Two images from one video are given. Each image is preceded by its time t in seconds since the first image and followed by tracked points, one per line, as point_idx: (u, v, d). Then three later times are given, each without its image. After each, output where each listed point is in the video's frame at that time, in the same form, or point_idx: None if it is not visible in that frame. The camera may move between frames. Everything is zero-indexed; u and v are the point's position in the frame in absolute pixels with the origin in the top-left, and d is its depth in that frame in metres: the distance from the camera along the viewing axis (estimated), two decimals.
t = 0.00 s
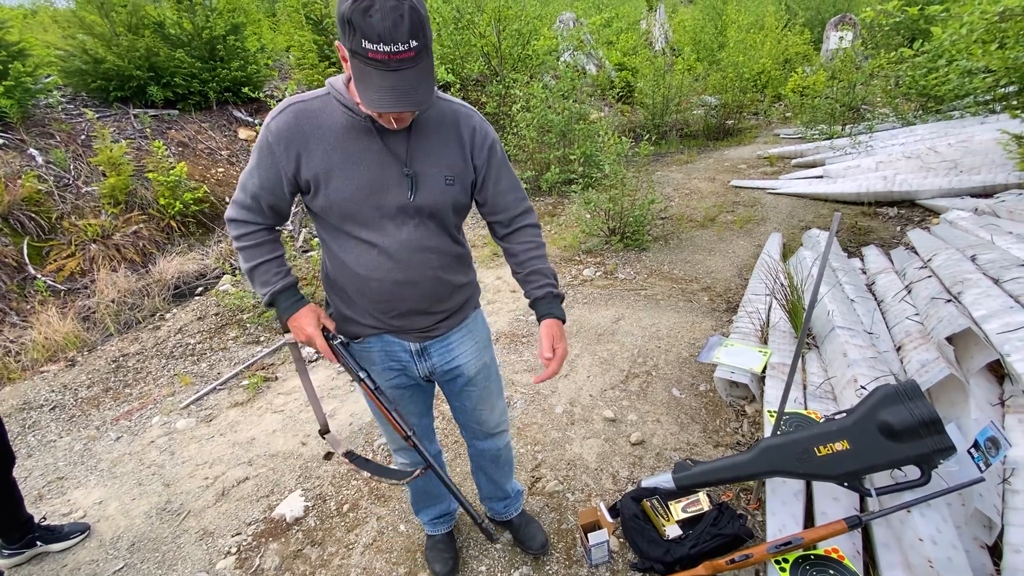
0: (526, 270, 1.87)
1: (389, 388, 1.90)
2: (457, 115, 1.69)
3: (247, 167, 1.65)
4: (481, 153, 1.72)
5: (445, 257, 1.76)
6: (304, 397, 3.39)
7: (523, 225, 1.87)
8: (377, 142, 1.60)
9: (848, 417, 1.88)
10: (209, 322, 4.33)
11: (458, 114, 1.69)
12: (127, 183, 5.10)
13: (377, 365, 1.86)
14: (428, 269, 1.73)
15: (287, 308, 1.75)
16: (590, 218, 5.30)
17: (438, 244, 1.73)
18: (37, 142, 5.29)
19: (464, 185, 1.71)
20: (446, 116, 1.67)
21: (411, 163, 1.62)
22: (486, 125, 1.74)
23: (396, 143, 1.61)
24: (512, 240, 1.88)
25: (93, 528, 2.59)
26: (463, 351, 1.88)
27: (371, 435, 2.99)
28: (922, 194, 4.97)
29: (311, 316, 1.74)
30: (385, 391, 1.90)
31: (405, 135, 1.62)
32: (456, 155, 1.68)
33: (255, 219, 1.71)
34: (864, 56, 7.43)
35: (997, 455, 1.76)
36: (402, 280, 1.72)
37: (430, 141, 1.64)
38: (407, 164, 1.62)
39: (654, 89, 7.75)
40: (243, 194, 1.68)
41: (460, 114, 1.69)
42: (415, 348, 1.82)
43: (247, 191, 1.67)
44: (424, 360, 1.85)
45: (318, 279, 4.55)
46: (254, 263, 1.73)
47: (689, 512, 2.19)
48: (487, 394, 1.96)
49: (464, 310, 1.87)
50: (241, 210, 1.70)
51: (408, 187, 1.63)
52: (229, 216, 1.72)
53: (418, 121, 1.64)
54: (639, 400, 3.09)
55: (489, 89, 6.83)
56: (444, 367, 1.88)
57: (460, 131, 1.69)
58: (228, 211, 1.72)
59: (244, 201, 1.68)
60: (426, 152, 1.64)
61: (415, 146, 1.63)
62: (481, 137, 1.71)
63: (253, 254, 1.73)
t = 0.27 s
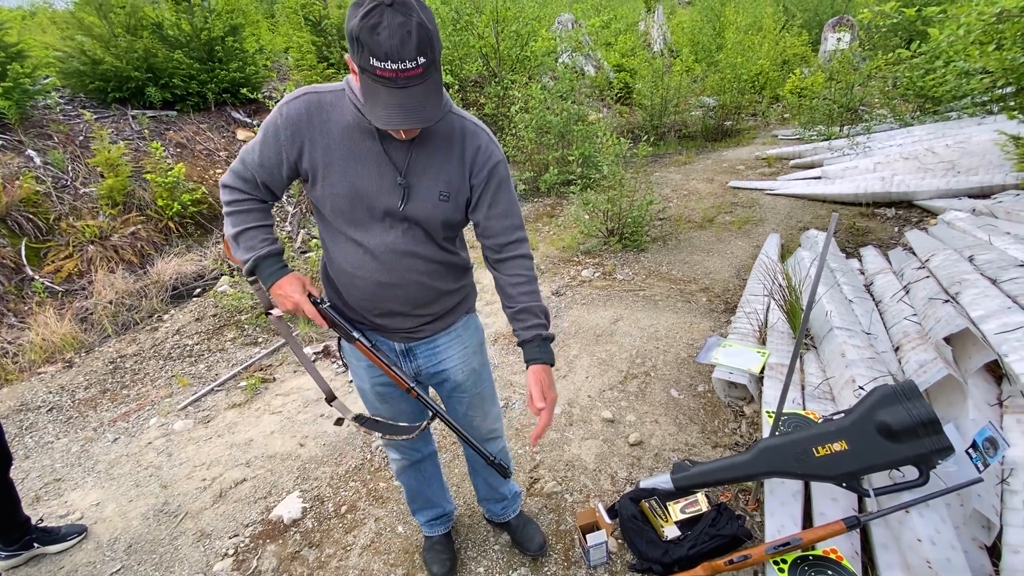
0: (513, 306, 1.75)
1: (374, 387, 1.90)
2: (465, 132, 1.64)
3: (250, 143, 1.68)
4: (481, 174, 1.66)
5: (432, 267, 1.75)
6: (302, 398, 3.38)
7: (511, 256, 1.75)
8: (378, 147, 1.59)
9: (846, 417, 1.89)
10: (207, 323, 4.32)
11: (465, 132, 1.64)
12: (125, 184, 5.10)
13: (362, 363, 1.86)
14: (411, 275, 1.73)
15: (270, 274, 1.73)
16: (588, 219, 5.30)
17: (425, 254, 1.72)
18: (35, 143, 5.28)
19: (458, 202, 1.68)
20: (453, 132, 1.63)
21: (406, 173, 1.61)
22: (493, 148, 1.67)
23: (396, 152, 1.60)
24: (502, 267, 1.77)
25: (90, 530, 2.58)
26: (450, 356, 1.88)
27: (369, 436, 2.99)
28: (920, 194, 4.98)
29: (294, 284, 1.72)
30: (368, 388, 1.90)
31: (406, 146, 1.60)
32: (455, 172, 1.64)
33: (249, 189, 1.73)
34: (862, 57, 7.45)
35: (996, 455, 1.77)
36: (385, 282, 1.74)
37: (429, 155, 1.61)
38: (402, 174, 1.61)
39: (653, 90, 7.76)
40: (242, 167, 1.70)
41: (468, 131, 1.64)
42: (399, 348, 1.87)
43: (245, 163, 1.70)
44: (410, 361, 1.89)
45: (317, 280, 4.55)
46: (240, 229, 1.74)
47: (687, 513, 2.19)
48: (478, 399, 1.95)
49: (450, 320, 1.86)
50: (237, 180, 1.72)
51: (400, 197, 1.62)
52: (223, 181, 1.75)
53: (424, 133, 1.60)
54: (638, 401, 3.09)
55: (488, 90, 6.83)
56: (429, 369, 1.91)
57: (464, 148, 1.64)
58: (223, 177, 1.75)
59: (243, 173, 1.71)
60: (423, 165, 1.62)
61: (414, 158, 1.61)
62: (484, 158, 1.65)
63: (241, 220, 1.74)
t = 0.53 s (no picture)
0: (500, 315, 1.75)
1: (372, 382, 1.90)
2: (472, 139, 1.63)
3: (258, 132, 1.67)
4: (485, 181, 1.65)
5: (432, 269, 1.75)
6: (302, 396, 3.38)
7: (508, 267, 1.74)
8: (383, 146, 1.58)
9: (846, 416, 1.89)
10: (207, 321, 4.32)
11: (473, 139, 1.63)
12: (124, 181, 5.09)
13: (361, 357, 1.86)
14: (410, 276, 1.73)
15: (277, 264, 1.73)
16: (588, 217, 5.29)
17: (425, 256, 1.72)
18: (33, 141, 5.26)
19: (460, 207, 1.67)
20: (462, 138, 1.62)
21: (410, 175, 1.61)
22: (500, 158, 1.66)
23: (402, 155, 1.59)
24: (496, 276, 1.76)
25: (89, 528, 2.58)
26: (447, 354, 1.88)
27: (368, 434, 2.98)
28: (920, 193, 4.97)
29: (301, 273, 1.73)
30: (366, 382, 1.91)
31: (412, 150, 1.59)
32: (459, 176, 1.63)
33: (253, 179, 1.71)
34: (862, 55, 7.45)
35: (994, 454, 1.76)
36: (385, 280, 1.74)
37: (434, 160, 1.61)
38: (407, 177, 1.60)
39: (653, 88, 7.75)
40: (246, 157, 1.68)
41: (476, 138, 1.63)
42: (397, 345, 1.87)
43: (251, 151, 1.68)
44: (407, 358, 1.89)
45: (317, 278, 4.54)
46: (246, 218, 1.73)
47: (687, 511, 2.18)
48: (476, 399, 1.95)
49: (448, 321, 1.86)
50: (241, 170, 1.70)
51: (402, 198, 1.62)
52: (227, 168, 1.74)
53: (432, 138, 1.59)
54: (637, 399, 3.09)
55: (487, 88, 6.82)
56: (426, 367, 1.91)
57: (470, 154, 1.63)
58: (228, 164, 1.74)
59: (247, 163, 1.69)
60: (429, 169, 1.61)
61: (420, 162, 1.60)
62: (490, 167, 1.64)
63: (247, 209, 1.72)
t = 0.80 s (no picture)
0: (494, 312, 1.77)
1: (380, 376, 1.88)
2: (479, 129, 1.62)
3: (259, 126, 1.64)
4: (491, 173, 1.65)
5: (442, 262, 1.75)
6: (303, 392, 3.38)
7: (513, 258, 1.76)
8: (391, 140, 1.57)
9: (849, 413, 1.88)
10: (208, 316, 4.32)
11: (479, 130, 1.62)
12: (125, 177, 5.08)
13: (370, 352, 1.84)
14: (420, 269, 1.73)
15: (299, 249, 1.73)
16: (589, 214, 5.28)
17: (435, 249, 1.72)
18: (34, 136, 5.26)
19: (468, 201, 1.67)
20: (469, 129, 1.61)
21: (419, 170, 1.60)
22: (506, 149, 1.66)
23: (411, 149, 1.58)
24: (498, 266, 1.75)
25: (91, 523, 2.58)
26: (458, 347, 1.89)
27: (369, 429, 2.98)
28: (923, 190, 4.96)
29: (323, 258, 1.72)
30: (374, 377, 1.89)
31: (420, 144, 1.58)
32: (467, 170, 1.63)
33: (256, 170, 1.69)
34: (865, 52, 7.42)
35: (999, 451, 1.75)
36: (396, 275, 1.74)
37: (442, 153, 1.60)
38: (416, 171, 1.60)
39: (655, 84, 7.73)
40: (248, 150, 1.67)
41: (482, 129, 1.63)
42: (407, 338, 1.86)
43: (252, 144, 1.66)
44: (415, 351, 1.89)
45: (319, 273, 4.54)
46: (257, 209, 1.72)
47: (689, 508, 2.18)
48: (485, 389, 1.95)
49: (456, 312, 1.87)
50: (243, 163, 1.69)
51: (411, 192, 1.61)
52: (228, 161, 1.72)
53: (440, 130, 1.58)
54: (639, 395, 3.09)
55: (489, 84, 6.80)
56: (437, 359, 1.92)
57: (477, 145, 1.62)
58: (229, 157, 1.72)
59: (250, 157, 1.67)
60: (437, 162, 1.60)
61: (428, 155, 1.59)
62: (496, 157, 1.64)
63: (254, 200, 1.71)
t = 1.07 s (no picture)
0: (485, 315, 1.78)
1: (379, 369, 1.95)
2: (490, 135, 1.64)
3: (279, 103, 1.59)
4: (494, 180, 1.67)
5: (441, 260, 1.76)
6: (306, 386, 3.39)
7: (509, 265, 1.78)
8: (404, 135, 1.57)
9: (852, 409, 1.88)
10: (211, 311, 4.33)
11: (490, 133, 1.63)
12: (128, 171, 5.09)
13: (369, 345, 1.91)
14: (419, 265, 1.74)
15: (320, 246, 1.66)
16: (592, 209, 5.27)
17: (435, 246, 1.73)
18: (37, 130, 5.26)
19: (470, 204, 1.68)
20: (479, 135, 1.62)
21: (426, 167, 1.60)
22: (513, 157, 1.68)
23: (421, 147, 1.59)
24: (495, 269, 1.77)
25: (95, 515, 2.60)
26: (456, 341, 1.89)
27: (372, 424, 2.99)
28: (928, 186, 4.93)
29: (346, 256, 1.68)
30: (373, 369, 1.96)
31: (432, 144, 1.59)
32: (473, 175, 1.64)
33: (275, 155, 1.63)
34: (871, 46, 7.36)
35: (1002, 449, 1.75)
36: (394, 267, 1.74)
37: (451, 156, 1.61)
38: (422, 170, 1.60)
39: (659, 79, 7.70)
40: (266, 135, 1.61)
41: (492, 134, 1.64)
42: (409, 330, 1.88)
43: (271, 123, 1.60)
44: (415, 343, 1.91)
45: (322, 268, 4.55)
46: (278, 202, 1.65)
47: (690, 503, 2.18)
48: (485, 383, 1.96)
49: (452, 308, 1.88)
50: (260, 149, 1.62)
51: (416, 189, 1.62)
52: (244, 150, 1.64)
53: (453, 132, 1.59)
54: (641, 391, 3.09)
55: (492, 78, 6.77)
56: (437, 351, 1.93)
57: (486, 150, 1.64)
58: (245, 146, 1.64)
59: (268, 141, 1.62)
60: (445, 163, 1.61)
61: (437, 156, 1.60)
62: (504, 165, 1.66)
63: (274, 194, 1.64)
